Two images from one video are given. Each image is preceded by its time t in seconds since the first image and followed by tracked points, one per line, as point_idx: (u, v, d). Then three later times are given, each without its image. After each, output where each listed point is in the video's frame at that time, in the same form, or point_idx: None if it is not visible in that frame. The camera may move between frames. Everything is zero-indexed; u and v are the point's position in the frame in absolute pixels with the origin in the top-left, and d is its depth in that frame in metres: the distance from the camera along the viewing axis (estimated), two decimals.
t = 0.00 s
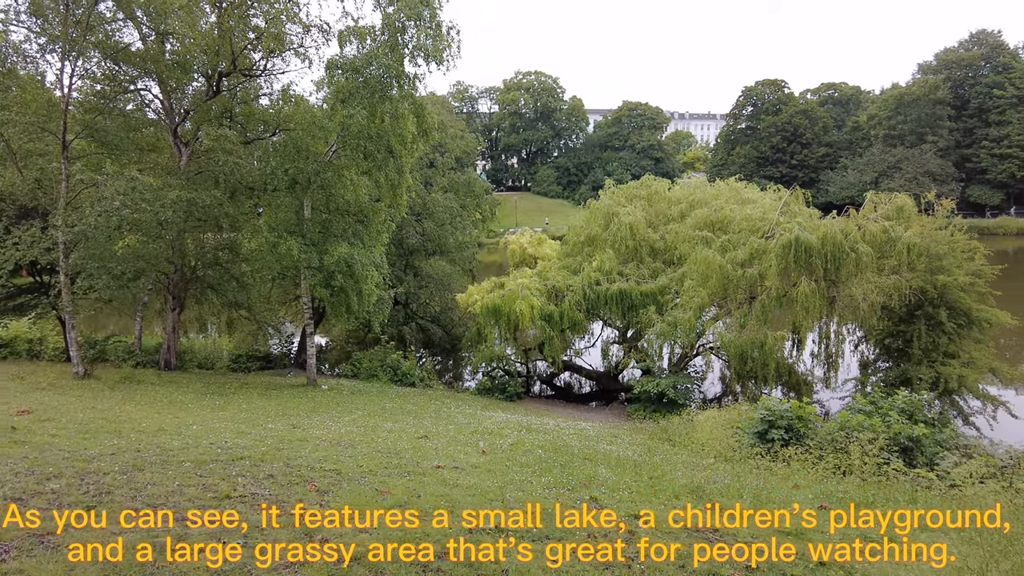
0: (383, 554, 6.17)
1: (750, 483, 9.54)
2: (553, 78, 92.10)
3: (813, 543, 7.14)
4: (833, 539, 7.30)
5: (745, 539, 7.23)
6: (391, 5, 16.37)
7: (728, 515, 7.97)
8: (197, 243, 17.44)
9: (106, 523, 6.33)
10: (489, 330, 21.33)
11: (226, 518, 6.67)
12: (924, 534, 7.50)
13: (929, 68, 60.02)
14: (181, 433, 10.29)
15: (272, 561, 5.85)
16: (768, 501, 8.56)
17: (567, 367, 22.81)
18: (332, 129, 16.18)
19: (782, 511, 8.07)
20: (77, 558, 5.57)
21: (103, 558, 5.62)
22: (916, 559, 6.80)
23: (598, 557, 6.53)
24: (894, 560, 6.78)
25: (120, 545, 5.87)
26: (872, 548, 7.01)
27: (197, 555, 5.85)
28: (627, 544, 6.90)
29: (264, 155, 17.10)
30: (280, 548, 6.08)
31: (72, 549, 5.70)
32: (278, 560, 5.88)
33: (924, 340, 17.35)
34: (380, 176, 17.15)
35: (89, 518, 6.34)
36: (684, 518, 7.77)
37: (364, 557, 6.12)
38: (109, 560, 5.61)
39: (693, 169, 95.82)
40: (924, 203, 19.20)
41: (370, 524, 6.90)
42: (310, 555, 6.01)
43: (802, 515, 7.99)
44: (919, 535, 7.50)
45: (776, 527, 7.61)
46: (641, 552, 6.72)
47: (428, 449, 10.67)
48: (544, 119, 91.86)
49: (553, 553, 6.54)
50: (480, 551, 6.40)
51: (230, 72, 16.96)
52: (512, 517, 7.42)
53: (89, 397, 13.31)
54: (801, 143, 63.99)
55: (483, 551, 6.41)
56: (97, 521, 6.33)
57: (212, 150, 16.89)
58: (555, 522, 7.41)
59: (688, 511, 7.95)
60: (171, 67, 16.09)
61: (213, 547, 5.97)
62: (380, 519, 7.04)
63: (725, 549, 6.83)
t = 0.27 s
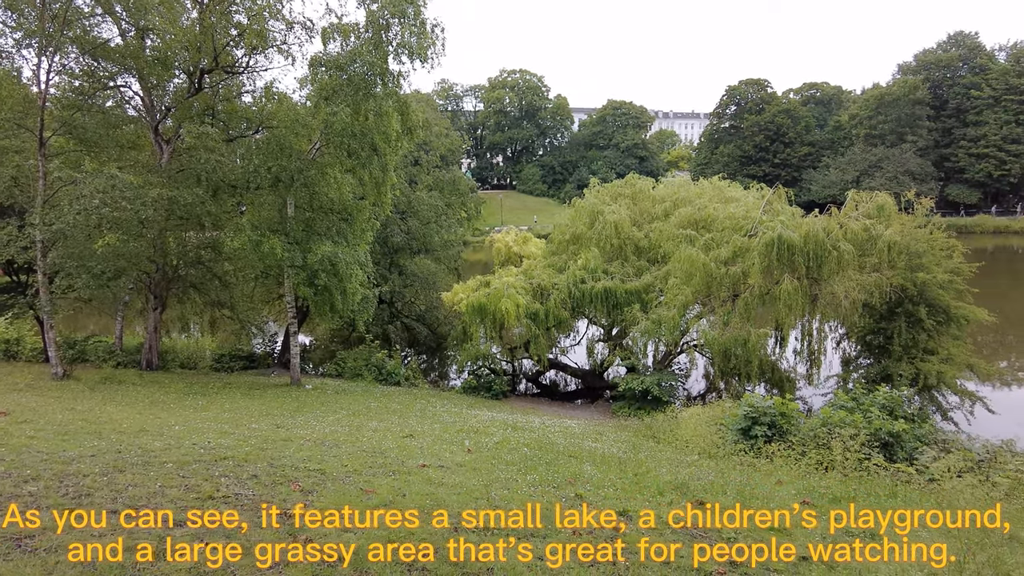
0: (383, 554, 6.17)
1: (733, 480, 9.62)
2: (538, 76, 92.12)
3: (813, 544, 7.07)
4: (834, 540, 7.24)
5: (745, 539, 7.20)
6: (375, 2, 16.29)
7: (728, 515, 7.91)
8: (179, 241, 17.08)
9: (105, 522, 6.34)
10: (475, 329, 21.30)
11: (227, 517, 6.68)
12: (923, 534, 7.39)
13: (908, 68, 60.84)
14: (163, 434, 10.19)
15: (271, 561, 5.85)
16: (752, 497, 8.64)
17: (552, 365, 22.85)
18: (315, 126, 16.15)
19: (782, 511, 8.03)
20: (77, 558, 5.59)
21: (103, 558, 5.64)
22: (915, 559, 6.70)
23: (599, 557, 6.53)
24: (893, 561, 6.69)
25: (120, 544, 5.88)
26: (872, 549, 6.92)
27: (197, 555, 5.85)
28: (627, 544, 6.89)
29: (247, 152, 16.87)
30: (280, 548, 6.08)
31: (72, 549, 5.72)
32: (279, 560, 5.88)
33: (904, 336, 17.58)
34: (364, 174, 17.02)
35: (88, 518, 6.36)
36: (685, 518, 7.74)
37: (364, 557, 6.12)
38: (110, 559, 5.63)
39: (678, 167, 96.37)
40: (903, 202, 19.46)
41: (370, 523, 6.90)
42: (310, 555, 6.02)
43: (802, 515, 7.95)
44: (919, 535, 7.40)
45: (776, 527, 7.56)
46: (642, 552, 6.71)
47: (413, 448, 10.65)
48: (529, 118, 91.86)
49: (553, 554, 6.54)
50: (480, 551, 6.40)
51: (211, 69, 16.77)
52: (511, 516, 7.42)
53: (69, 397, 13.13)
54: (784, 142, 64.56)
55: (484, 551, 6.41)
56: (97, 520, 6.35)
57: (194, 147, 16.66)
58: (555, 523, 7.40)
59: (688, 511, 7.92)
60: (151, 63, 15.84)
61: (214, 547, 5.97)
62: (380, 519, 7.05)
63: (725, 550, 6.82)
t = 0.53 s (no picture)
0: (383, 554, 6.18)
1: (718, 476, 9.68)
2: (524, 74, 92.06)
3: (813, 545, 6.93)
4: (833, 540, 7.09)
5: (744, 539, 7.12)
6: None
7: (728, 515, 7.82)
8: (161, 240, 16.67)
9: (105, 522, 6.38)
10: (461, 327, 21.25)
11: (227, 517, 6.70)
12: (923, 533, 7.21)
13: (889, 68, 61.54)
14: (146, 434, 10.08)
15: (272, 561, 5.87)
16: (737, 494, 8.70)
17: (538, 363, 22.89)
18: (299, 123, 16.16)
19: (783, 511, 7.93)
20: (77, 558, 5.63)
21: (104, 558, 5.67)
22: (915, 559, 6.53)
23: (599, 558, 6.51)
24: (892, 561, 6.52)
25: (120, 545, 5.92)
26: (872, 548, 6.76)
27: (197, 555, 5.88)
28: (626, 544, 6.86)
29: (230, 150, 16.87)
30: (280, 548, 6.09)
31: (72, 549, 5.76)
32: (279, 560, 5.89)
33: (886, 333, 17.78)
34: (349, 172, 16.87)
35: (88, 518, 6.40)
36: (684, 518, 7.67)
37: (363, 558, 6.13)
38: (110, 560, 5.66)
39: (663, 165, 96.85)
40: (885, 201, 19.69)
41: (370, 523, 6.91)
42: (310, 555, 6.04)
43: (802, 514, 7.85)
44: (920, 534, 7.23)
45: (776, 528, 7.48)
46: (641, 552, 6.67)
47: (400, 447, 10.62)
48: (514, 116, 91.79)
49: (553, 554, 6.52)
50: (480, 551, 6.40)
51: (194, 66, 16.60)
52: (511, 516, 7.42)
53: (50, 398, 12.95)
54: (768, 140, 65.06)
55: (483, 551, 6.41)
56: (97, 521, 6.39)
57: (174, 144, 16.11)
58: (555, 523, 7.38)
59: (688, 511, 7.85)
60: (132, 59, 15.75)
61: (214, 547, 6.00)
62: (379, 519, 7.05)
63: (725, 550, 6.77)
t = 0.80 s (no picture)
0: (383, 554, 6.18)
1: (705, 473, 9.73)
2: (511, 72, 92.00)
3: (814, 545, 6.83)
4: (834, 540, 7.00)
5: (744, 539, 7.06)
6: None
7: (728, 515, 7.75)
8: (145, 239, 16.35)
9: (104, 522, 6.37)
10: (448, 326, 21.20)
11: (227, 518, 6.69)
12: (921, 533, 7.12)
13: (872, 69, 62.16)
14: (129, 435, 9.98)
15: (272, 561, 5.86)
16: (722, 490, 8.76)
17: (526, 361, 22.93)
18: (285, 121, 15.90)
19: (782, 511, 7.86)
20: (76, 558, 5.63)
21: (104, 558, 5.68)
22: (915, 559, 6.43)
23: (598, 557, 6.46)
24: (893, 561, 6.43)
25: (120, 544, 5.92)
26: (872, 548, 6.67)
27: (197, 554, 5.87)
28: (626, 544, 6.81)
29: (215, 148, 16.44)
30: (279, 548, 6.08)
31: (72, 549, 5.76)
32: (279, 561, 5.88)
33: (870, 330, 17.98)
34: (335, 170, 16.75)
35: (88, 518, 6.40)
36: (684, 518, 7.61)
37: (363, 557, 6.14)
38: (109, 560, 5.66)
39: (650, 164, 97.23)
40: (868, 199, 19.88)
41: (369, 523, 6.90)
42: (310, 555, 6.05)
43: (803, 514, 7.78)
44: (920, 534, 7.12)
45: (777, 528, 7.42)
46: (641, 552, 6.61)
47: (387, 446, 10.58)
48: (502, 114, 91.69)
49: (553, 554, 6.49)
50: (480, 551, 6.39)
51: (178, 62, 16.38)
52: (511, 517, 7.40)
53: (31, 399, 12.78)
54: (753, 139, 65.49)
55: (483, 551, 6.40)
56: (96, 520, 6.39)
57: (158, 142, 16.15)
58: (555, 522, 7.35)
59: (688, 511, 7.78)
60: (114, 55, 15.66)
61: (214, 547, 6.00)
62: (379, 519, 7.04)
63: (726, 550, 6.70)
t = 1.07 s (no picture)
0: (383, 554, 6.18)
1: (693, 470, 9.78)
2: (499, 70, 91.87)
3: (814, 545, 6.79)
4: (834, 540, 6.96)
5: (744, 539, 7.03)
6: None
7: (728, 515, 7.72)
8: (129, 236, 16.18)
9: (104, 522, 6.37)
10: (437, 324, 21.16)
11: (228, 517, 6.69)
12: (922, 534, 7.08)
13: (857, 68, 62.69)
14: (114, 435, 9.88)
15: (271, 561, 5.86)
16: (710, 487, 8.80)
17: (514, 360, 22.99)
18: (271, 118, 15.85)
19: (782, 511, 7.83)
20: (77, 559, 5.63)
21: (104, 558, 5.67)
22: (915, 560, 6.38)
23: (598, 557, 6.44)
24: (893, 561, 6.38)
25: (120, 544, 5.92)
26: (872, 548, 6.64)
27: (197, 554, 5.87)
28: (626, 544, 6.79)
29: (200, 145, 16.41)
30: (279, 548, 6.09)
31: (72, 549, 5.75)
32: (279, 561, 5.88)
33: (855, 328, 18.16)
34: (321, 167, 16.62)
35: (88, 518, 6.40)
36: (684, 518, 7.58)
37: (363, 556, 6.15)
38: (109, 560, 5.66)
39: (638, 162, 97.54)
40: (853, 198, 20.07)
41: (370, 523, 6.89)
42: (310, 554, 6.06)
43: (803, 514, 7.75)
44: (921, 535, 7.07)
45: (777, 527, 7.39)
46: (641, 552, 6.60)
47: (374, 445, 10.55)
48: (490, 112, 91.52)
49: (553, 554, 6.48)
50: (479, 551, 6.38)
51: (162, 59, 16.25)
52: (511, 516, 7.38)
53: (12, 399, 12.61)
54: (740, 138, 65.85)
55: (483, 551, 6.39)
56: (97, 520, 6.38)
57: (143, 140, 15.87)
58: (555, 522, 7.32)
59: (688, 510, 7.76)
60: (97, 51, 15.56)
61: (214, 546, 5.99)
62: (380, 518, 7.03)
63: (725, 549, 6.68)
